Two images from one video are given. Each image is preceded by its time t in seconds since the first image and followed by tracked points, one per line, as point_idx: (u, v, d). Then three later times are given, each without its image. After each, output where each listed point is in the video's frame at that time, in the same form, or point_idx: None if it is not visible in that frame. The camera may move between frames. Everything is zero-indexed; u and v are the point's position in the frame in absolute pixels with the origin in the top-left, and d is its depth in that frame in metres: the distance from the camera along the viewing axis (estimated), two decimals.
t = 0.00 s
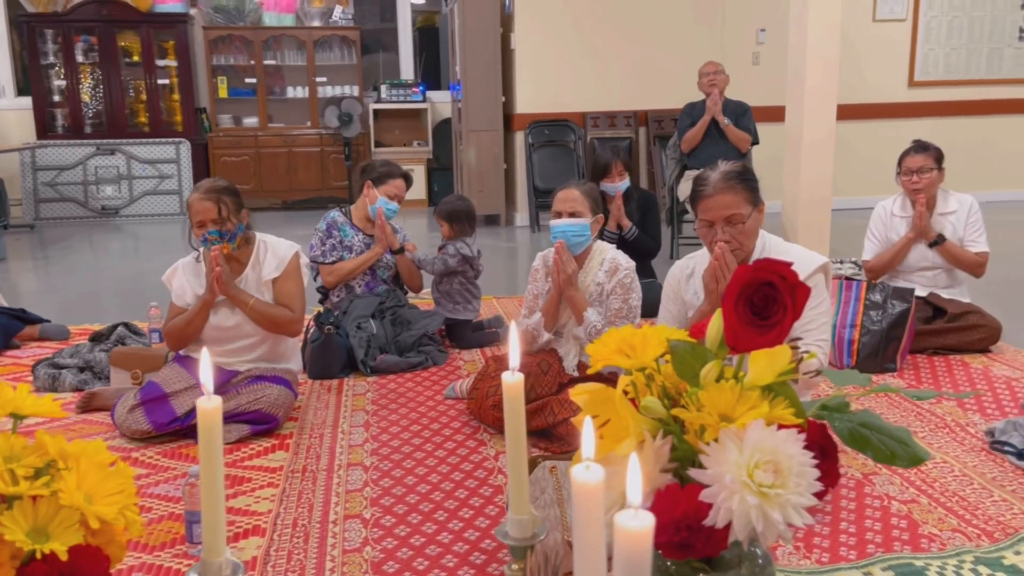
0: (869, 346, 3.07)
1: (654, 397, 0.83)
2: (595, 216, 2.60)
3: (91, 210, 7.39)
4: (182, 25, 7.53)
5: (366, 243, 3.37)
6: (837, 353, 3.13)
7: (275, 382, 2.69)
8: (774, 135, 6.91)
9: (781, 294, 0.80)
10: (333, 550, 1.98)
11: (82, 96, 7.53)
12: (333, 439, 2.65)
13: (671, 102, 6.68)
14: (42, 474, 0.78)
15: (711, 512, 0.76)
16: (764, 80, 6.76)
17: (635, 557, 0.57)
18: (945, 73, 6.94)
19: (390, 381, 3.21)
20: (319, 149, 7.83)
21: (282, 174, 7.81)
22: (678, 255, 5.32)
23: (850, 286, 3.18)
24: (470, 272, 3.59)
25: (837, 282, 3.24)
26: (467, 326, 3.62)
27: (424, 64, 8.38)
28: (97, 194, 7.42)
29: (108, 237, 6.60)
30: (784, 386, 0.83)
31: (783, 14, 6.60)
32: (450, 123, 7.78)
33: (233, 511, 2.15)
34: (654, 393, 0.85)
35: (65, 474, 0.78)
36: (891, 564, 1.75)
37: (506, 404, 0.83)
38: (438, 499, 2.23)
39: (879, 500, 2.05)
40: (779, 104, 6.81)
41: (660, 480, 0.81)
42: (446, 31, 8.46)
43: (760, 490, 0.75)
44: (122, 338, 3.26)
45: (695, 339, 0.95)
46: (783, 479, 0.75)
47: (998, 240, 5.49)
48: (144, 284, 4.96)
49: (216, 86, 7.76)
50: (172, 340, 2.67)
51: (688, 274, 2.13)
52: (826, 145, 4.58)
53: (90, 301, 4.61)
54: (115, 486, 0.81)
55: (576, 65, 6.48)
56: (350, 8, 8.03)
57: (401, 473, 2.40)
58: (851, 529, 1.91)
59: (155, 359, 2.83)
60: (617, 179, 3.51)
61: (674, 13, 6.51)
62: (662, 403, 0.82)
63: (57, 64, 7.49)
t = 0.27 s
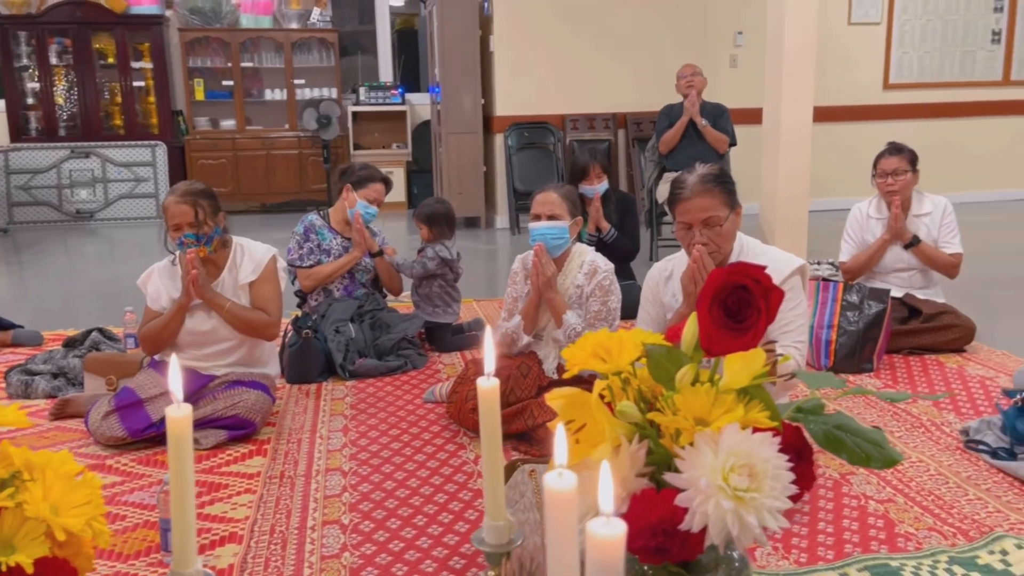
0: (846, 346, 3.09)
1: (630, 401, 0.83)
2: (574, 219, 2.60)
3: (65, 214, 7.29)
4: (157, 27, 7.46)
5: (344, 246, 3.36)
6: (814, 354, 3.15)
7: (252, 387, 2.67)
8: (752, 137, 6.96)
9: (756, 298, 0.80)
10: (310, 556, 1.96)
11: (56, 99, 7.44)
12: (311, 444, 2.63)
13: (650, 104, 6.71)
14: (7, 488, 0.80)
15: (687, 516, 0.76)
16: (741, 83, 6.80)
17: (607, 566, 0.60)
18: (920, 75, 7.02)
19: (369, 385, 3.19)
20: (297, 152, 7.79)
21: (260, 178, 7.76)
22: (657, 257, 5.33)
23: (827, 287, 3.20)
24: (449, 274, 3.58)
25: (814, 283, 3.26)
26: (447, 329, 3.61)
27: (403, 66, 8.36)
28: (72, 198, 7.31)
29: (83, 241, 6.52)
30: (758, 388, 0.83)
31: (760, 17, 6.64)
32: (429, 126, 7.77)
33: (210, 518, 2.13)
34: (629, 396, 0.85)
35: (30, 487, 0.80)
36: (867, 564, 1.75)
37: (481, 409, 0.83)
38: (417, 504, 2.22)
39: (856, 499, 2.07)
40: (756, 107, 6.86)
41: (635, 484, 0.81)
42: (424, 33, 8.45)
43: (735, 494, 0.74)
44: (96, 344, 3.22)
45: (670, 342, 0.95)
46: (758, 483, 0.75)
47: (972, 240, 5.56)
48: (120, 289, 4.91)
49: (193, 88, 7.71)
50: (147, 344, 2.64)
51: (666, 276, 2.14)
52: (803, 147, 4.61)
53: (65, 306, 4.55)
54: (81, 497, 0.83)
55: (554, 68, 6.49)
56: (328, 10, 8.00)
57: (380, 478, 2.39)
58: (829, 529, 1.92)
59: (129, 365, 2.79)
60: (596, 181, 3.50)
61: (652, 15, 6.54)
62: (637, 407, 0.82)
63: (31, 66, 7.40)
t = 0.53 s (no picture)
0: (823, 347, 3.12)
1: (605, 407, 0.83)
2: (552, 222, 2.60)
3: (39, 219, 7.21)
4: (132, 30, 7.39)
5: (322, 251, 3.33)
6: (792, 355, 3.17)
7: (229, 393, 2.65)
8: (729, 140, 7.00)
9: (729, 303, 0.80)
10: (288, 564, 1.95)
11: (29, 103, 7.36)
12: (289, 450, 2.61)
13: (628, 107, 6.73)
14: None
15: (662, 522, 0.76)
16: (719, 86, 6.84)
17: None
18: (894, 79, 7.10)
19: (348, 390, 3.17)
20: (275, 156, 7.75)
21: (237, 182, 7.71)
22: (636, 260, 5.35)
23: (803, 289, 3.22)
24: (427, 278, 3.57)
25: (791, 285, 3.28)
26: (426, 333, 3.60)
27: (381, 69, 8.34)
28: (45, 203, 7.24)
29: (57, 246, 6.44)
30: (733, 393, 0.83)
31: (736, 21, 6.69)
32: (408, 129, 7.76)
33: (185, 527, 2.11)
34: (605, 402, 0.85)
35: None
36: (844, 566, 1.76)
37: (456, 417, 0.82)
38: (395, 509, 2.20)
39: (833, 500, 2.08)
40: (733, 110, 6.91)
41: (610, 490, 0.81)
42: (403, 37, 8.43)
43: (710, 499, 0.74)
44: (69, 350, 3.18)
45: (645, 347, 0.95)
46: (732, 488, 0.75)
47: (946, 241, 5.62)
48: (95, 295, 4.85)
49: (168, 92, 7.63)
50: (122, 351, 2.60)
51: (644, 280, 2.14)
52: (780, 150, 4.65)
53: (38, 312, 4.50)
54: (49, 510, 0.83)
55: (533, 71, 6.50)
56: (306, 13, 7.97)
57: (358, 484, 2.37)
58: (806, 530, 1.93)
59: (104, 372, 2.76)
60: (575, 185, 3.50)
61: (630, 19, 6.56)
62: (612, 413, 0.83)
63: (3, 69, 7.31)
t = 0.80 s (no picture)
0: (800, 349, 3.13)
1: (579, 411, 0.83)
2: (530, 225, 2.60)
3: (12, 224, 7.11)
4: (107, 33, 7.31)
5: (299, 255, 3.31)
6: (769, 357, 3.19)
7: (205, 399, 2.62)
8: (707, 143, 7.04)
9: (702, 306, 0.80)
10: (265, 572, 1.93)
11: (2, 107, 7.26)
12: (266, 456, 2.59)
13: (607, 111, 6.75)
14: None
15: (636, 526, 0.76)
16: (697, 90, 6.88)
17: None
18: (868, 82, 7.17)
19: (326, 395, 3.15)
20: (253, 159, 7.70)
21: (214, 186, 7.65)
22: (615, 262, 5.37)
23: (780, 291, 3.24)
24: (405, 282, 3.56)
25: (768, 286, 3.29)
26: (404, 337, 3.58)
27: (359, 73, 8.32)
28: (19, 208, 7.13)
29: (30, 252, 6.36)
30: (707, 395, 0.83)
31: (713, 25, 6.73)
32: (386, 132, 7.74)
33: (160, 535, 2.08)
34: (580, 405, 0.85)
35: None
36: (822, 566, 1.77)
37: (430, 422, 0.82)
38: (374, 515, 2.19)
39: (811, 501, 2.09)
40: (710, 113, 6.95)
41: (585, 494, 0.81)
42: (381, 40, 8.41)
43: (684, 502, 0.74)
44: (42, 357, 3.13)
45: (619, 350, 0.95)
46: (707, 491, 0.75)
47: (920, 243, 5.68)
48: (69, 301, 4.79)
49: (143, 95, 7.55)
50: (95, 357, 2.57)
51: (622, 283, 2.15)
52: (757, 152, 4.68)
53: (11, 319, 4.44)
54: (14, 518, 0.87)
55: (512, 74, 6.50)
56: (283, 16, 7.93)
57: (336, 490, 2.35)
58: (784, 531, 1.94)
59: (78, 379, 2.73)
60: (552, 189, 3.48)
61: (607, 23, 6.59)
62: (587, 417, 0.83)
63: None
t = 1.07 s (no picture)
0: (778, 351, 3.15)
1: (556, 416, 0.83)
2: (508, 229, 2.60)
3: None
4: (81, 37, 7.23)
5: (276, 260, 3.28)
6: (748, 359, 3.20)
7: (181, 407, 2.60)
8: (685, 147, 7.08)
9: (676, 309, 0.81)
10: None
11: None
12: (243, 463, 2.57)
13: (585, 114, 6.77)
14: None
15: (613, 531, 0.76)
16: (675, 94, 6.92)
17: None
18: (844, 86, 7.24)
19: (304, 401, 3.13)
20: (230, 164, 7.65)
21: (191, 191, 7.59)
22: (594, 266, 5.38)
23: (757, 293, 3.27)
24: (383, 285, 3.54)
25: (746, 289, 3.32)
26: (383, 341, 3.56)
27: (337, 77, 8.29)
28: None
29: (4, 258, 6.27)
30: (682, 398, 0.84)
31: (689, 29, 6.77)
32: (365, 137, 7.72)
33: (135, 545, 2.05)
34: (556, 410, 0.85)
35: None
36: (801, 568, 1.77)
37: (405, 429, 0.81)
38: (353, 521, 2.18)
39: (789, 502, 2.10)
40: (688, 116, 6.99)
41: (562, 499, 0.81)
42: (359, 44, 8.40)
43: (660, 506, 0.74)
44: (15, 365, 3.06)
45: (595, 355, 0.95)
46: (683, 494, 0.75)
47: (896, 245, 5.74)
48: (43, 307, 4.73)
49: (119, 100, 7.47)
50: (68, 363, 2.53)
51: (601, 286, 2.15)
52: (734, 156, 4.71)
53: None
54: None
55: (490, 78, 6.51)
56: (260, 20, 7.89)
57: (314, 497, 2.34)
58: (763, 533, 1.94)
59: (53, 387, 2.70)
60: (531, 192, 3.48)
61: (586, 27, 6.60)
62: (563, 422, 0.82)
63: None
